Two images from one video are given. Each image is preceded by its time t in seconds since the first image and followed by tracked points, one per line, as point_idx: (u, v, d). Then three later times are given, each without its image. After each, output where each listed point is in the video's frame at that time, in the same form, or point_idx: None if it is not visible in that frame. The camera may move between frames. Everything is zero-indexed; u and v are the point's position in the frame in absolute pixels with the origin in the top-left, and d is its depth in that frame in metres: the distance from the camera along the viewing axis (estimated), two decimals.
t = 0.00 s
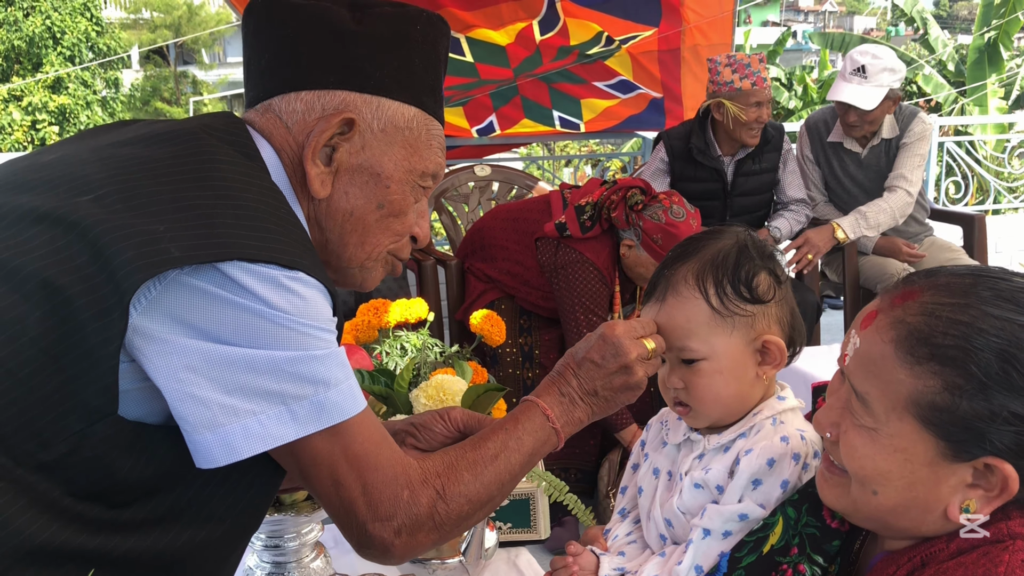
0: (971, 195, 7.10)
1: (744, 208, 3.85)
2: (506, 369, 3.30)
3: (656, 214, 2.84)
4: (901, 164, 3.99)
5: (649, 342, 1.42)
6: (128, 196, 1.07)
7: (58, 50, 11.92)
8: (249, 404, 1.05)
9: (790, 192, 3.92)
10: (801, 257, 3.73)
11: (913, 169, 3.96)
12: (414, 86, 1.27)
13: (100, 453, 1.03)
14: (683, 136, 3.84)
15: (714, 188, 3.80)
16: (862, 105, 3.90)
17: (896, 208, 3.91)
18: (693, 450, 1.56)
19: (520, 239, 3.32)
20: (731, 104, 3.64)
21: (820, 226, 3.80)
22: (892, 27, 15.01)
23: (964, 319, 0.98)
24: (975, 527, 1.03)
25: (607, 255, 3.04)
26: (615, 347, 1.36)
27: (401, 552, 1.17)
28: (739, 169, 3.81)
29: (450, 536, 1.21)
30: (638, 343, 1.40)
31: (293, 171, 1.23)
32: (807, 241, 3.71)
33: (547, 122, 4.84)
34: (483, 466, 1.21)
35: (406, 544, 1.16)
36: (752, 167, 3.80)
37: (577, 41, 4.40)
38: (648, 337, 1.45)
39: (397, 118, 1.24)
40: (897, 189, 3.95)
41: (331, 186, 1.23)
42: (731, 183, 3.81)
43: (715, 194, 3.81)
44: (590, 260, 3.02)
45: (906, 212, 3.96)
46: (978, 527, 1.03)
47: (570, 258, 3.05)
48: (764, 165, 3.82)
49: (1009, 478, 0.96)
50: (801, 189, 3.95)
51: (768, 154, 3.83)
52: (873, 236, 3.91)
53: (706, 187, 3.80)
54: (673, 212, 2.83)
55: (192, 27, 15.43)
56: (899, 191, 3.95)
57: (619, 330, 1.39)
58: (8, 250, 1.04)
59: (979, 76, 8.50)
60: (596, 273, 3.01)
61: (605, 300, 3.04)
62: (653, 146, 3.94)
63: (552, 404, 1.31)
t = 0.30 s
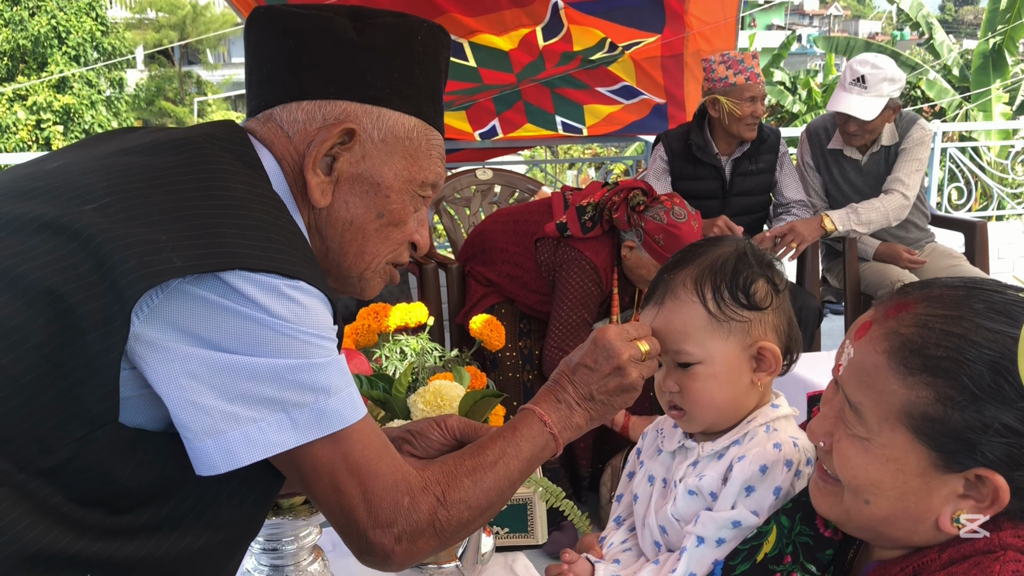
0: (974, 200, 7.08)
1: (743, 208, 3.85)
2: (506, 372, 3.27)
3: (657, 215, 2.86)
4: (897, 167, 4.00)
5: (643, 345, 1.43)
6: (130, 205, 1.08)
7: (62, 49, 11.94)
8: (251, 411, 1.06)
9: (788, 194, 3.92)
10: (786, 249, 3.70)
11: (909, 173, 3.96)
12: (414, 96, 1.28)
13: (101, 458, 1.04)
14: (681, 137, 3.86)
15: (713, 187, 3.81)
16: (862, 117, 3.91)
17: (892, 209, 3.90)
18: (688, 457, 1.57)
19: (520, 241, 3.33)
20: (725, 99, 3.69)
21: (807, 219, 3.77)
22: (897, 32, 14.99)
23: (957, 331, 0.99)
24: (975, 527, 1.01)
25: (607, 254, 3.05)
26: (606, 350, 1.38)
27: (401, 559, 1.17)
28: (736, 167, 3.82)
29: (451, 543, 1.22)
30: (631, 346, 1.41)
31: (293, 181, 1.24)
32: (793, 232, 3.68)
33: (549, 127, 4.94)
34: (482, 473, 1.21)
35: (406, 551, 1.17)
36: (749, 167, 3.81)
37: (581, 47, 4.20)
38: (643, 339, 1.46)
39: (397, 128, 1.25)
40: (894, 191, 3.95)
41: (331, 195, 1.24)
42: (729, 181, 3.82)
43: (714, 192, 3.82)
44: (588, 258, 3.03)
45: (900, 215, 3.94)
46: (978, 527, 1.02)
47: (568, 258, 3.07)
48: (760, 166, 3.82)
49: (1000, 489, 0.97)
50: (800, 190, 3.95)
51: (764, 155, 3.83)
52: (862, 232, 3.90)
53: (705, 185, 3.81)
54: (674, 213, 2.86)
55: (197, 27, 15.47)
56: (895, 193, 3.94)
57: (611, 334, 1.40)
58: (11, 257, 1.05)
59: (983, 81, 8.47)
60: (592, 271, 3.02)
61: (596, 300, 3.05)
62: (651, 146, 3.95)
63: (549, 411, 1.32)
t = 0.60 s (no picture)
0: (977, 205, 7.06)
1: (744, 211, 3.85)
2: (507, 374, 3.27)
3: (659, 218, 2.87)
4: (906, 175, 3.99)
5: (648, 336, 1.44)
6: (140, 207, 1.09)
7: (70, 48, 11.99)
8: (264, 405, 1.07)
9: (787, 198, 3.93)
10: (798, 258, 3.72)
11: (918, 181, 3.96)
12: (417, 102, 1.29)
13: (109, 456, 1.06)
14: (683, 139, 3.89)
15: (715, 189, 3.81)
16: (867, 117, 3.91)
17: (901, 218, 3.90)
18: (685, 454, 1.58)
19: (522, 243, 3.33)
20: (726, 101, 3.69)
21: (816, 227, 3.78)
22: (903, 35, 14.96)
23: (951, 336, 1.00)
24: (974, 528, 1.02)
25: (608, 257, 3.05)
26: (611, 340, 1.39)
27: (418, 548, 1.19)
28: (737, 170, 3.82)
29: (467, 532, 1.23)
30: (637, 336, 1.42)
31: (299, 185, 1.26)
32: (804, 241, 3.71)
33: (552, 128, 4.98)
34: (495, 463, 1.23)
35: (423, 540, 1.18)
36: (751, 169, 3.82)
37: (584, 50, 4.12)
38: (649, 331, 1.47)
39: (401, 135, 1.26)
40: (902, 201, 3.94)
41: (337, 200, 1.25)
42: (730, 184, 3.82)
43: (716, 194, 3.82)
44: (590, 260, 3.03)
45: (911, 224, 3.94)
46: (978, 527, 1.02)
47: (570, 259, 3.07)
48: (762, 168, 3.84)
49: (991, 492, 0.97)
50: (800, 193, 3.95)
51: (766, 157, 3.84)
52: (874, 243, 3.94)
53: (706, 188, 3.81)
54: (676, 217, 2.87)
55: (204, 27, 15.52)
56: (904, 202, 3.93)
57: (615, 327, 1.41)
58: (23, 258, 1.06)
59: (989, 85, 8.45)
60: (594, 273, 3.02)
61: (597, 301, 3.04)
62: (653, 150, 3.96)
63: (559, 403, 1.33)
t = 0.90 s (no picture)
0: (978, 208, 7.05)
1: (743, 213, 3.85)
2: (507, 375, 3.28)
3: (657, 223, 2.88)
4: (909, 183, 4.02)
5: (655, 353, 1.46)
6: (146, 208, 1.11)
7: (73, 50, 12.03)
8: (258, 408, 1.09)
9: (785, 202, 3.95)
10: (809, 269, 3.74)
11: (922, 189, 3.99)
12: (416, 102, 1.30)
13: (114, 453, 1.07)
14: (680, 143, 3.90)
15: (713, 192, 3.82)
16: (867, 117, 3.90)
17: (909, 228, 3.91)
18: (685, 451, 1.59)
19: (522, 246, 3.33)
20: (722, 104, 3.70)
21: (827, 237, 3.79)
22: (907, 38, 14.93)
23: (941, 336, 1.01)
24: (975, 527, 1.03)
25: (608, 261, 3.06)
26: (628, 361, 1.39)
27: (398, 553, 1.20)
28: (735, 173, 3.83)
29: (446, 538, 1.24)
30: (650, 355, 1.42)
31: (300, 185, 1.27)
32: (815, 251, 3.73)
33: (554, 131, 4.99)
34: (481, 471, 1.24)
35: (403, 546, 1.19)
36: (749, 173, 3.83)
37: (586, 55, 4.26)
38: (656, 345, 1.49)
39: (399, 134, 1.27)
40: (910, 210, 3.97)
41: (336, 199, 1.27)
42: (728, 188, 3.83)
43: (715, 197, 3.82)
44: (590, 265, 3.03)
45: (919, 233, 3.96)
46: (979, 527, 1.03)
47: (570, 263, 3.07)
48: (760, 171, 3.85)
49: (981, 492, 0.98)
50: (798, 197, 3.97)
51: (764, 160, 3.86)
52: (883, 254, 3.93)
53: (705, 192, 3.82)
54: (675, 221, 2.88)
55: (208, 29, 15.57)
56: (912, 211, 3.96)
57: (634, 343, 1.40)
58: (32, 258, 1.08)
59: (991, 88, 8.43)
60: (595, 279, 3.02)
61: (601, 304, 3.04)
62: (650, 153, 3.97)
63: (553, 407, 1.34)
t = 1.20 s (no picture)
0: (977, 210, 7.05)
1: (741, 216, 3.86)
2: (506, 376, 3.30)
3: (657, 223, 2.89)
4: (912, 191, 4.05)
5: (664, 345, 1.45)
6: (144, 206, 1.12)
7: (73, 52, 12.05)
8: (251, 408, 1.09)
9: (782, 206, 3.97)
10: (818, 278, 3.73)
11: (924, 198, 4.03)
12: (413, 100, 1.31)
13: (112, 451, 1.08)
14: (679, 144, 3.91)
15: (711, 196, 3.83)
16: (866, 120, 3.91)
17: (912, 237, 3.95)
18: (691, 453, 1.60)
19: (521, 247, 3.34)
20: (731, 110, 3.71)
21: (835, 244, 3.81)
22: (906, 40, 14.94)
23: (936, 339, 1.02)
24: (976, 527, 1.03)
25: (608, 262, 3.06)
26: (630, 354, 1.40)
27: (392, 556, 1.21)
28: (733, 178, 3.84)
29: (441, 541, 1.25)
30: (654, 348, 1.43)
31: (296, 186, 1.28)
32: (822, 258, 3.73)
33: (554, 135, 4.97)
34: (479, 472, 1.25)
35: (397, 549, 1.20)
36: (747, 176, 3.84)
37: (585, 59, 4.15)
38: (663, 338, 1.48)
39: (395, 132, 1.28)
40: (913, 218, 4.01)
41: (331, 200, 1.28)
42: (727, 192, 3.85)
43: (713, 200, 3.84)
44: (590, 266, 3.04)
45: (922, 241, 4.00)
46: (979, 527, 1.03)
47: (570, 266, 3.07)
48: (758, 175, 3.86)
49: (974, 493, 0.99)
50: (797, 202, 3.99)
51: (763, 164, 3.87)
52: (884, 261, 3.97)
53: (705, 195, 3.83)
54: (674, 222, 2.88)
55: (208, 31, 15.59)
56: (914, 220, 3.99)
57: (636, 335, 1.41)
58: (31, 257, 1.09)
59: (990, 91, 8.43)
60: (597, 279, 3.03)
61: (603, 306, 3.05)
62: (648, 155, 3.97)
63: (556, 405, 1.34)
